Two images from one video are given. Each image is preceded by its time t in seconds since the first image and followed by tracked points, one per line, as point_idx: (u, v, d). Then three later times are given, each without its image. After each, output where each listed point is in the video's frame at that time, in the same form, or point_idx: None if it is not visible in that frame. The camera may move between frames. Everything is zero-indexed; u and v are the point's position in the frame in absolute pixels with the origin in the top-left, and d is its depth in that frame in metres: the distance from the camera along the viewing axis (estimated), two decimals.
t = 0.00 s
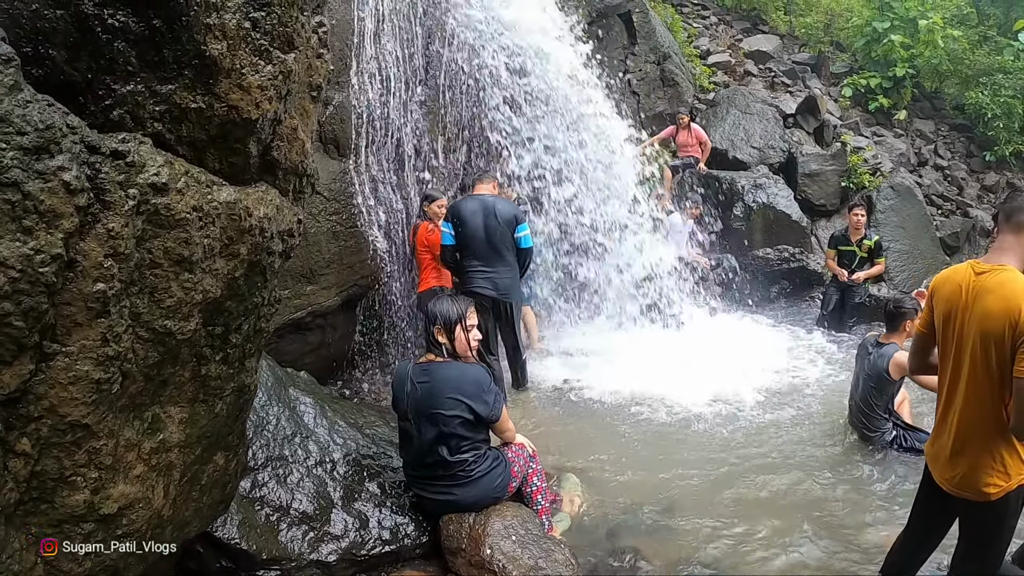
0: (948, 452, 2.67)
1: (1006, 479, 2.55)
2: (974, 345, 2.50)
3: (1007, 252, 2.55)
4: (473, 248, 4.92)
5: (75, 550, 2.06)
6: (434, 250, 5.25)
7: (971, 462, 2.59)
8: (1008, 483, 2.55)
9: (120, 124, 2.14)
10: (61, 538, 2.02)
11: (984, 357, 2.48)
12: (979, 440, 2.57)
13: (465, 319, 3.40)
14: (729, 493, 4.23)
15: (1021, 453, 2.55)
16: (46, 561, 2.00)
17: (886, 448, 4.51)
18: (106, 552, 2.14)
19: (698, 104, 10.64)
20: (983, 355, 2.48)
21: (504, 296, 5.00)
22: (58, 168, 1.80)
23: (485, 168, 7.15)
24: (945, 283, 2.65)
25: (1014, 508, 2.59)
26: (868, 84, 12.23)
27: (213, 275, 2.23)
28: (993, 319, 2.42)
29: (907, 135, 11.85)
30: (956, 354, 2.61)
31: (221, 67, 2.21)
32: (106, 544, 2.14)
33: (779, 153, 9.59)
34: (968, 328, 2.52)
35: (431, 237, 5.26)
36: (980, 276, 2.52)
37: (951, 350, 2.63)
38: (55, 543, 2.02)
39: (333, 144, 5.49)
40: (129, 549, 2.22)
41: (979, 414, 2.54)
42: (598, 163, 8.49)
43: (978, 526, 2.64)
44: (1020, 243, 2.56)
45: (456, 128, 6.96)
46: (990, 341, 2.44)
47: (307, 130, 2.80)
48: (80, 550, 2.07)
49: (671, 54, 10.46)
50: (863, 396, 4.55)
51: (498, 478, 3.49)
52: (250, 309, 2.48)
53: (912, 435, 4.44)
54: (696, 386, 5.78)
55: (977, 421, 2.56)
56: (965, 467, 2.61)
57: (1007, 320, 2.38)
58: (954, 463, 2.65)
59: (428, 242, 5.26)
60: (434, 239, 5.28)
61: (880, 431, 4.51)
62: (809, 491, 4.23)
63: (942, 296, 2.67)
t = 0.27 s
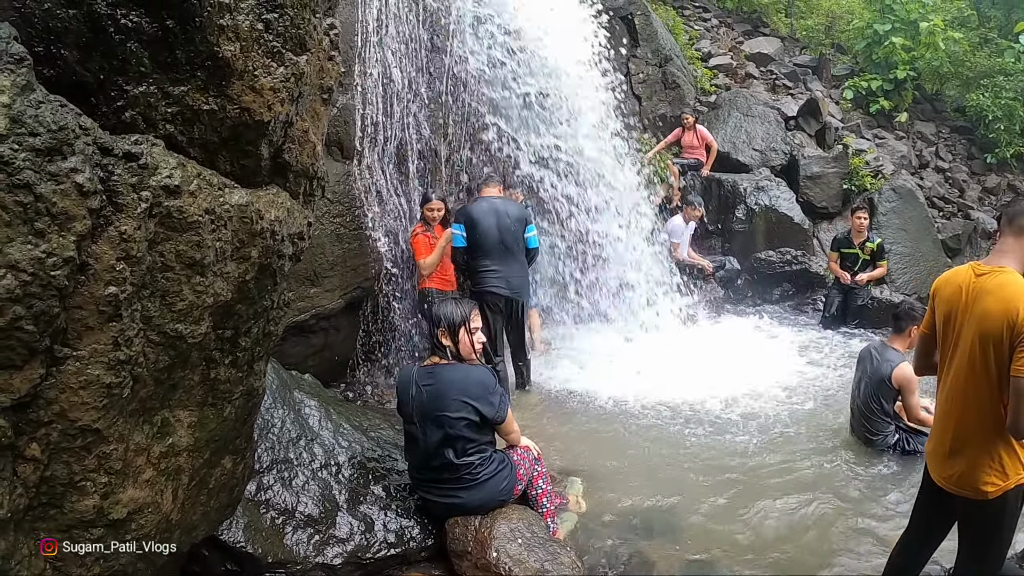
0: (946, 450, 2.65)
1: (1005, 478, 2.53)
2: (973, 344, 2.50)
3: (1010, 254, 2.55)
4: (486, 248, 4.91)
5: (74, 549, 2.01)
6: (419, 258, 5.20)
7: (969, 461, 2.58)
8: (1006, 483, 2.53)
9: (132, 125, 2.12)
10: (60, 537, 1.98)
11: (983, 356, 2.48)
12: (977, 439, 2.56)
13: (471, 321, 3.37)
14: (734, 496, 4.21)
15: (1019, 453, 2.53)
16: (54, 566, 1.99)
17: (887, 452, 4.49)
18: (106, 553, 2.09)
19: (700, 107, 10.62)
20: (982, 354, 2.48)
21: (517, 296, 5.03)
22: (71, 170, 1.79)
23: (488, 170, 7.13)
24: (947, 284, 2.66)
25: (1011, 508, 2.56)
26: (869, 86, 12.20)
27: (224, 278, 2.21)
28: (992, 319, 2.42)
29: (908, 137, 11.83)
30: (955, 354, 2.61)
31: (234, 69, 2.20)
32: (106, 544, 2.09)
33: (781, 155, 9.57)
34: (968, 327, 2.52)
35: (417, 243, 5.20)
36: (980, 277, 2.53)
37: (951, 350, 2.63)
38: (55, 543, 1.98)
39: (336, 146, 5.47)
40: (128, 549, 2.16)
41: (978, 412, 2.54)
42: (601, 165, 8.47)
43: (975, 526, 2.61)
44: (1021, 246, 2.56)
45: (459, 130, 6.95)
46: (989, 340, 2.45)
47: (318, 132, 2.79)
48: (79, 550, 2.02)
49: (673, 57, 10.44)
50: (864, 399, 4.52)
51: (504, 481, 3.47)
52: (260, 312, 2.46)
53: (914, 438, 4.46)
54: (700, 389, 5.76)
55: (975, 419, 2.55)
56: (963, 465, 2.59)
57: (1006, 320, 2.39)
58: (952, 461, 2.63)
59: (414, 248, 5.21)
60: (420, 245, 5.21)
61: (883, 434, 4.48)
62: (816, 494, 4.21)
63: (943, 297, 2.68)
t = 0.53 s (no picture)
0: (948, 447, 2.65)
1: (1005, 475, 2.52)
2: (974, 342, 2.49)
3: (1012, 254, 2.54)
4: (500, 248, 5.00)
5: (75, 549, 1.98)
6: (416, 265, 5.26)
7: (970, 457, 2.57)
8: (1007, 480, 2.52)
9: (149, 124, 2.10)
10: (62, 538, 1.95)
11: (983, 354, 2.48)
12: (977, 436, 2.55)
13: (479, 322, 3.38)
14: (742, 497, 4.20)
15: (1020, 450, 2.52)
16: (67, 566, 1.97)
17: (893, 452, 4.50)
18: (107, 553, 2.05)
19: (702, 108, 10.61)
20: (983, 351, 2.47)
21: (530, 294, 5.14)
22: (90, 167, 1.77)
23: (492, 171, 7.12)
24: (947, 283, 2.65)
25: (1014, 504, 2.54)
26: (871, 87, 12.19)
27: (239, 278, 2.20)
28: (993, 318, 2.42)
29: (910, 138, 11.82)
30: (956, 352, 2.60)
31: (251, 67, 2.20)
32: (108, 544, 2.05)
33: (784, 156, 9.56)
34: (968, 325, 2.52)
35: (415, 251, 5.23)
36: (980, 277, 2.51)
37: (951, 348, 2.63)
38: (56, 543, 1.94)
39: (342, 146, 5.47)
40: (129, 549, 2.12)
41: (979, 408, 2.53)
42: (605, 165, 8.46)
43: (978, 521, 2.59)
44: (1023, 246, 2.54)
45: (463, 130, 6.93)
46: (990, 338, 2.44)
47: (332, 131, 2.78)
48: (81, 549, 1.99)
49: (675, 58, 10.43)
50: (869, 400, 4.53)
51: (512, 481, 3.46)
52: (273, 312, 2.45)
53: (919, 439, 4.47)
54: (705, 389, 5.74)
55: (976, 416, 2.55)
56: (964, 462, 2.58)
57: (1005, 318, 2.38)
58: (954, 458, 2.62)
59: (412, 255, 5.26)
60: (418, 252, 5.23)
61: (889, 435, 4.49)
62: (823, 495, 4.19)
63: (944, 296, 2.66)
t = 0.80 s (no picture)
0: (944, 445, 2.66)
1: (1000, 474, 2.53)
2: (968, 340, 2.51)
3: (1008, 254, 2.55)
4: (505, 247, 5.06)
5: (75, 549, 2.00)
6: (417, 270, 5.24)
7: (964, 455, 2.58)
8: (1001, 478, 2.53)
9: (146, 126, 2.12)
10: (61, 538, 1.97)
11: (978, 353, 2.49)
12: (972, 434, 2.56)
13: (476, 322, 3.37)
14: (739, 497, 4.21)
15: (1015, 449, 2.53)
16: (65, 565, 1.99)
17: (891, 451, 4.51)
18: (106, 553, 2.07)
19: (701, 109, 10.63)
20: (977, 350, 2.48)
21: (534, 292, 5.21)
22: (87, 169, 1.79)
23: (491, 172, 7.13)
24: (945, 282, 2.66)
25: (1011, 504, 2.55)
26: (870, 88, 12.20)
27: (236, 279, 2.21)
28: (986, 317, 2.43)
29: (909, 139, 11.84)
30: (952, 351, 2.62)
31: (248, 69, 2.21)
32: (107, 544, 2.07)
33: (783, 157, 9.57)
34: (963, 324, 2.54)
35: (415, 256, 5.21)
36: (976, 276, 2.53)
37: (948, 347, 2.64)
38: (55, 543, 1.96)
39: (341, 148, 5.49)
40: (129, 549, 2.14)
41: (972, 407, 2.55)
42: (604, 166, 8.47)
43: (975, 522, 2.60)
44: (1019, 247, 2.55)
45: (462, 131, 6.95)
46: (984, 337, 2.45)
47: (329, 133, 2.79)
48: (81, 549, 2.01)
49: (674, 59, 10.45)
50: (869, 401, 4.52)
51: (511, 481, 3.47)
52: (270, 312, 2.46)
53: (918, 440, 4.46)
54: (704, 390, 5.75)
55: (971, 415, 2.56)
56: (959, 460, 2.59)
57: (998, 318, 2.39)
58: (949, 456, 2.63)
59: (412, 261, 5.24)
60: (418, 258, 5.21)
61: (888, 435, 4.49)
62: (821, 496, 4.20)
63: (941, 295, 2.68)
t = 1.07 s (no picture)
0: (940, 445, 2.67)
1: (996, 475, 2.54)
2: (965, 340, 2.51)
3: (1006, 255, 2.55)
4: (506, 248, 5.09)
5: (75, 549, 2.02)
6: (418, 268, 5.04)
7: (960, 455, 2.59)
8: (997, 478, 2.53)
9: (140, 126, 2.14)
10: (61, 538, 1.99)
11: (974, 353, 2.50)
12: (968, 434, 2.57)
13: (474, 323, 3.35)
14: (737, 498, 4.21)
15: (1011, 450, 2.53)
16: (59, 563, 2.00)
17: (892, 454, 4.49)
18: (106, 552, 2.09)
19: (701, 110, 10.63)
20: (973, 350, 2.49)
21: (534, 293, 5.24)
22: (81, 169, 1.80)
23: (490, 173, 7.14)
24: (943, 282, 2.67)
25: (1007, 503, 2.56)
26: (870, 89, 12.21)
27: (230, 279, 2.22)
28: (983, 317, 2.44)
29: (909, 140, 11.85)
30: (949, 350, 2.62)
31: (242, 69, 2.21)
32: (107, 544, 2.09)
33: (782, 159, 9.58)
34: (960, 324, 2.54)
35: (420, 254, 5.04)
36: (974, 276, 2.53)
37: (946, 347, 2.65)
38: (55, 543, 1.98)
39: (339, 148, 5.49)
40: (128, 549, 2.16)
41: (968, 407, 2.55)
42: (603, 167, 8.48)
43: (971, 522, 2.60)
44: (1016, 247, 2.56)
45: (461, 132, 6.95)
46: (981, 336, 2.46)
47: (324, 133, 2.80)
48: (81, 549, 2.03)
49: (674, 60, 10.45)
50: (867, 402, 4.53)
51: (509, 481, 3.47)
52: (265, 313, 2.46)
53: (917, 440, 4.43)
54: (703, 391, 5.76)
55: (968, 414, 2.56)
56: (955, 460, 2.60)
57: (995, 318, 2.40)
58: (945, 456, 2.64)
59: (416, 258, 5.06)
60: (422, 255, 5.04)
61: (886, 436, 4.51)
62: (818, 496, 4.20)
63: (940, 294, 2.69)
